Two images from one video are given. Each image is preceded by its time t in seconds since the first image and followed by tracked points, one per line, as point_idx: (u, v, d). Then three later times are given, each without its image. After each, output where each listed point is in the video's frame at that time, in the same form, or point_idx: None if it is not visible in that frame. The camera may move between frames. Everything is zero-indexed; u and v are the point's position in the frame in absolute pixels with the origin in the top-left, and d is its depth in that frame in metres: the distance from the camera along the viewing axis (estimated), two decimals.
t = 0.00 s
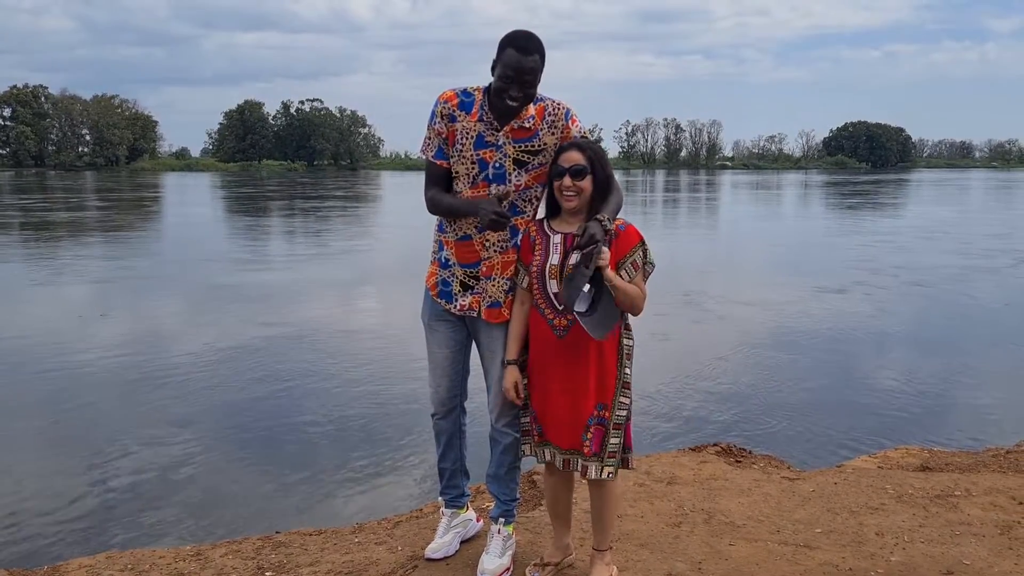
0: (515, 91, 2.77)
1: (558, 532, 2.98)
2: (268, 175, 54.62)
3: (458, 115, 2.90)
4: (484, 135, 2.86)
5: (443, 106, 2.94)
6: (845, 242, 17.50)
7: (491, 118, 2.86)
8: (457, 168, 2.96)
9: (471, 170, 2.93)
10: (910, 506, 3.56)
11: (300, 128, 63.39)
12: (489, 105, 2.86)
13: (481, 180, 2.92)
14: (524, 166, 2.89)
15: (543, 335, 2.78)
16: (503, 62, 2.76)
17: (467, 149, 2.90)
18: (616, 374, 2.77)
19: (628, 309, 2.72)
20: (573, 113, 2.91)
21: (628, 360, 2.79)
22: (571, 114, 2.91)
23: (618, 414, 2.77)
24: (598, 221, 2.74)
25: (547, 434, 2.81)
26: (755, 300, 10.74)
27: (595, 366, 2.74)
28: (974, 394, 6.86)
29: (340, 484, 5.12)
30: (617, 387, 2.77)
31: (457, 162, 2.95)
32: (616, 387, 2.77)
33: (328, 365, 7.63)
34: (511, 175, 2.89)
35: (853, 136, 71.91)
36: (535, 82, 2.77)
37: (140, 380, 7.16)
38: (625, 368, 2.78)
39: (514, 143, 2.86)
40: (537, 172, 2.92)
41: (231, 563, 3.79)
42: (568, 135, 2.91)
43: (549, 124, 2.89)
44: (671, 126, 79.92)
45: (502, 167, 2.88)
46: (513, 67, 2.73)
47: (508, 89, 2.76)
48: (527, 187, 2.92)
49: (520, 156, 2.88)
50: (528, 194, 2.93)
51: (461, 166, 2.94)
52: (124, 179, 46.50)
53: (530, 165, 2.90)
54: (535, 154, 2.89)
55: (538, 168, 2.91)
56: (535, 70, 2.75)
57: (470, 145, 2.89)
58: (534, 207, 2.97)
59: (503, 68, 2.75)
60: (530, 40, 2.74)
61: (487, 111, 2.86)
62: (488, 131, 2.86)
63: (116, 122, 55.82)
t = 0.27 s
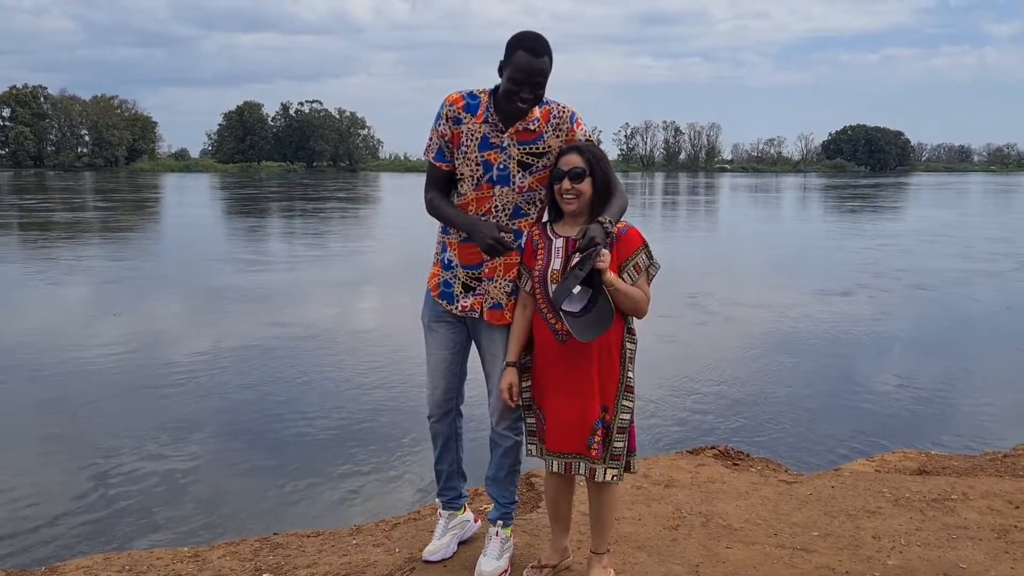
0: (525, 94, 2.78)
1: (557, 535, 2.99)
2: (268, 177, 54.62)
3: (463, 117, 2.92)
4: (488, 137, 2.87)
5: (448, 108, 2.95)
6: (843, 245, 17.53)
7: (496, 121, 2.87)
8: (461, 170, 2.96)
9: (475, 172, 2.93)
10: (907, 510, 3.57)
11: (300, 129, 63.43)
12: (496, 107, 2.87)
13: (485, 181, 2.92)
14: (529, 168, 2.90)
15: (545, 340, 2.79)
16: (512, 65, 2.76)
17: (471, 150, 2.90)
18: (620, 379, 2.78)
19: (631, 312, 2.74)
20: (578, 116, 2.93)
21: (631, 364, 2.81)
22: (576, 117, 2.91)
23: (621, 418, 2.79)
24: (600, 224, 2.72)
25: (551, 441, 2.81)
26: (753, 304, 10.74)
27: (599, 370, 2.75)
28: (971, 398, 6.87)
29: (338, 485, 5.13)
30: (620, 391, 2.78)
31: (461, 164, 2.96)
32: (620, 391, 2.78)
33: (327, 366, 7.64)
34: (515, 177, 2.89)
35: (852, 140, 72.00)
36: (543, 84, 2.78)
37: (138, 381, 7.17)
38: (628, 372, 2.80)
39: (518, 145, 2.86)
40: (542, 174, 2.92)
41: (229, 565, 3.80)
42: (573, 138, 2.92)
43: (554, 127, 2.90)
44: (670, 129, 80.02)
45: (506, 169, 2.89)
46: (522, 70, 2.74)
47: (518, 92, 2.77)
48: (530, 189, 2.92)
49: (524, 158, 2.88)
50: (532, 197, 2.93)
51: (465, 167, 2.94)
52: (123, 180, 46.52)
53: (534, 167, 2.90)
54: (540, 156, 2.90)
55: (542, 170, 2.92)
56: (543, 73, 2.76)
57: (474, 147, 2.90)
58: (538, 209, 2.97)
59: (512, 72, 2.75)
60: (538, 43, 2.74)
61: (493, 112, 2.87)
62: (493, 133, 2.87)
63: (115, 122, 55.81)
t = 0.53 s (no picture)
0: (536, 98, 2.79)
1: (557, 541, 2.99)
2: (268, 177, 54.60)
3: (468, 121, 2.92)
4: (493, 139, 2.87)
5: (453, 113, 2.96)
6: (842, 252, 17.54)
7: (503, 123, 2.87)
8: (466, 173, 2.96)
9: (479, 175, 2.92)
10: (906, 518, 3.57)
11: (300, 131, 63.47)
12: (503, 110, 2.88)
13: (489, 184, 2.91)
14: (533, 171, 2.90)
15: (548, 348, 2.82)
16: (520, 72, 2.75)
17: (476, 153, 2.90)
18: (622, 387, 2.78)
19: (634, 320, 2.75)
20: (582, 120, 2.95)
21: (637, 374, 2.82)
22: (581, 121, 2.94)
23: (624, 428, 2.79)
24: (601, 234, 2.78)
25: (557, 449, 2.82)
26: (752, 309, 10.74)
27: (601, 379, 2.76)
28: (970, 406, 6.87)
29: (336, 488, 5.12)
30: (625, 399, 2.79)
31: (465, 168, 2.96)
32: (623, 400, 2.79)
33: (325, 368, 7.63)
34: (519, 180, 2.89)
35: (852, 146, 72.08)
36: (552, 87, 2.79)
37: (136, 381, 7.16)
38: (632, 382, 2.80)
39: (523, 147, 2.87)
40: (546, 178, 2.92)
41: (226, 568, 3.79)
42: (578, 142, 2.94)
43: (559, 130, 2.91)
44: (670, 134, 80.11)
45: (511, 171, 2.88)
46: (532, 76, 2.73)
47: (530, 98, 2.77)
48: (535, 192, 2.91)
49: (529, 160, 2.89)
50: (536, 201, 2.92)
51: (470, 170, 2.94)
52: (123, 179, 46.50)
53: (539, 170, 2.91)
54: (544, 159, 2.91)
55: (547, 174, 2.92)
56: (552, 76, 2.76)
57: (479, 150, 2.89)
58: (542, 214, 2.96)
59: (521, 79, 2.75)
60: (545, 47, 2.74)
61: (498, 116, 2.88)
62: (498, 135, 2.88)
63: (115, 122, 55.79)
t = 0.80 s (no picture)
0: (537, 102, 2.82)
1: (556, 547, 3.00)
2: (269, 180, 54.65)
3: (470, 125, 2.96)
4: (494, 143, 2.90)
5: (455, 119, 3.00)
6: (843, 257, 17.56)
7: (504, 127, 2.90)
8: (468, 178, 2.98)
9: (481, 179, 2.94)
10: (905, 525, 3.57)
11: (301, 134, 63.54)
12: (504, 115, 2.91)
13: (490, 188, 2.93)
14: (535, 174, 2.91)
15: (554, 354, 2.83)
16: (522, 75, 2.78)
17: (478, 156, 2.93)
18: (630, 394, 2.79)
19: (639, 324, 2.75)
20: (584, 125, 2.97)
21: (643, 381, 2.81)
22: (582, 125, 2.96)
23: (632, 434, 2.79)
24: (605, 238, 2.78)
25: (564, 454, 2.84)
26: (752, 314, 10.74)
27: (608, 386, 2.76)
28: (970, 413, 6.87)
29: (335, 491, 5.12)
30: (632, 406, 2.79)
31: (468, 171, 2.98)
32: (630, 406, 2.79)
33: (325, 371, 7.64)
34: (520, 183, 2.90)
35: (853, 152, 72.10)
36: (552, 92, 2.82)
37: (136, 383, 7.16)
38: (638, 387, 2.79)
39: (524, 150, 2.88)
40: (547, 181, 2.94)
41: (225, 570, 3.79)
42: (579, 146, 2.96)
43: (560, 134, 2.94)
44: (671, 139, 80.18)
45: (512, 175, 2.89)
46: (533, 80, 2.77)
47: (531, 101, 2.80)
48: (536, 196, 2.92)
49: (530, 164, 2.90)
50: (536, 204, 2.93)
51: (472, 174, 2.96)
52: (123, 181, 46.54)
53: (540, 174, 2.92)
54: (546, 162, 2.92)
55: (548, 177, 2.93)
56: (553, 81, 2.80)
57: (480, 153, 2.92)
58: (544, 217, 2.96)
59: (522, 82, 2.78)
60: (546, 52, 2.78)
61: (499, 120, 2.91)
62: (499, 139, 2.90)
63: (117, 124, 55.83)
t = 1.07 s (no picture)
0: (534, 114, 2.86)
1: (557, 560, 2.99)
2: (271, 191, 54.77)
3: (471, 138, 3.01)
4: (494, 155, 2.93)
5: (458, 133, 3.06)
6: (845, 269, 17.56)
7: (504, 140, 2.94)
8: (468, 190, 3.01)
9: (480, 191, 2.97)
10: (906, 538, 3.56)
11: (304, 145, 63.75)
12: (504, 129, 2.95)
13: (489, 200, 2.95)
14: (533, 187, 2.92)
15: (555, 367, 2.84)
16: (519, 88, 2.83)
17: (478, 168, 2.96)
18: (632, 406, 2.81)
19: (640, 338, 2.74)
20: (584, 139, 2.98)
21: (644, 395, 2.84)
22: (583, 139, 2.97)
23: (636, 447, 2.80)
24: (607, 250, 2.79)
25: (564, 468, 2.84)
26: (754, 326, 10.72)
27: (612, 400, 2.77)
28: (972, 425, 6.86)
29: (336, 503, 5.11)
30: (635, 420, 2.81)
31: (468, 183, 3.02)
32: (632, 419, 2.81)
33: (327, 382, 7.65)
34: (519, 195, 2.92)
35: (855, 164, 72.16)
36: (549, 105, 2.86)
37: (138, 394, 7.17)
38: (640, 401, 2.83)
39: (522, 162, 2.91)
40: (547, 194, 2.95)
41: None
42: (579, 159, 2.97)
43: (560, 147, 2.96)
44: (672, 150, 80.35)
45: (510, 186, 2.92)
46: (530, 92, 2.81)
47: (528, 113, 2.84)
48: (535, 208, 2.94)
49: (529, 176, 2.92)
50: (536, 216, 2.94)
51: (472, 187, 2.99)
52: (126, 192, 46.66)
53: (539, 186, 2.93)
54: (545, 175, 2.93)
55: (548, 190, 2.95)
56: (549, 94, 2.84)
57: (480, 165, 2.96)
58: (544, 230, 2.97)
59: (519, 95, 2.82)
60: (542, 66, 2.82)
61: (499, 133, 2.96)
62: (499, 151, 2.93)
63: (120, 135, 56.03)
